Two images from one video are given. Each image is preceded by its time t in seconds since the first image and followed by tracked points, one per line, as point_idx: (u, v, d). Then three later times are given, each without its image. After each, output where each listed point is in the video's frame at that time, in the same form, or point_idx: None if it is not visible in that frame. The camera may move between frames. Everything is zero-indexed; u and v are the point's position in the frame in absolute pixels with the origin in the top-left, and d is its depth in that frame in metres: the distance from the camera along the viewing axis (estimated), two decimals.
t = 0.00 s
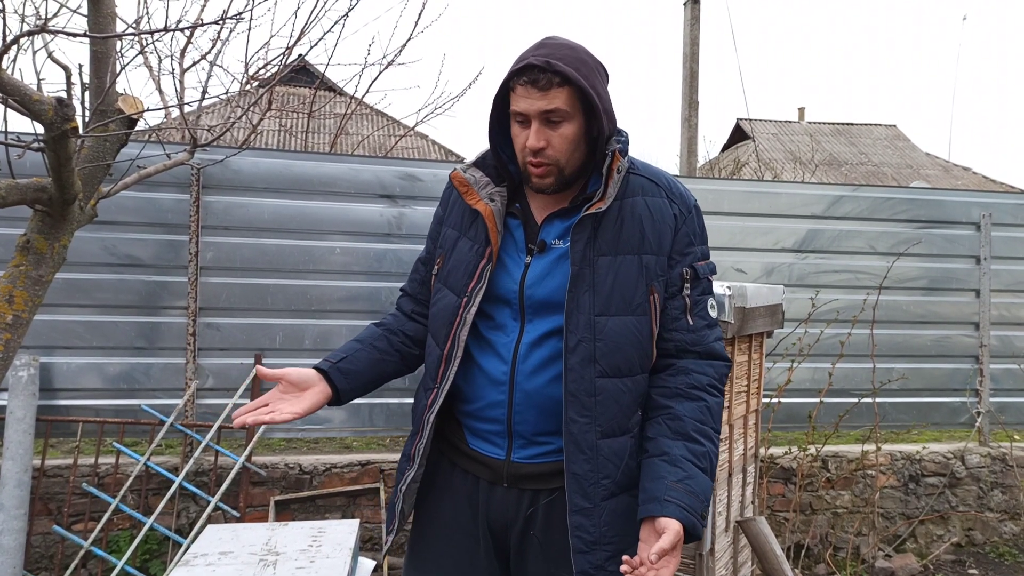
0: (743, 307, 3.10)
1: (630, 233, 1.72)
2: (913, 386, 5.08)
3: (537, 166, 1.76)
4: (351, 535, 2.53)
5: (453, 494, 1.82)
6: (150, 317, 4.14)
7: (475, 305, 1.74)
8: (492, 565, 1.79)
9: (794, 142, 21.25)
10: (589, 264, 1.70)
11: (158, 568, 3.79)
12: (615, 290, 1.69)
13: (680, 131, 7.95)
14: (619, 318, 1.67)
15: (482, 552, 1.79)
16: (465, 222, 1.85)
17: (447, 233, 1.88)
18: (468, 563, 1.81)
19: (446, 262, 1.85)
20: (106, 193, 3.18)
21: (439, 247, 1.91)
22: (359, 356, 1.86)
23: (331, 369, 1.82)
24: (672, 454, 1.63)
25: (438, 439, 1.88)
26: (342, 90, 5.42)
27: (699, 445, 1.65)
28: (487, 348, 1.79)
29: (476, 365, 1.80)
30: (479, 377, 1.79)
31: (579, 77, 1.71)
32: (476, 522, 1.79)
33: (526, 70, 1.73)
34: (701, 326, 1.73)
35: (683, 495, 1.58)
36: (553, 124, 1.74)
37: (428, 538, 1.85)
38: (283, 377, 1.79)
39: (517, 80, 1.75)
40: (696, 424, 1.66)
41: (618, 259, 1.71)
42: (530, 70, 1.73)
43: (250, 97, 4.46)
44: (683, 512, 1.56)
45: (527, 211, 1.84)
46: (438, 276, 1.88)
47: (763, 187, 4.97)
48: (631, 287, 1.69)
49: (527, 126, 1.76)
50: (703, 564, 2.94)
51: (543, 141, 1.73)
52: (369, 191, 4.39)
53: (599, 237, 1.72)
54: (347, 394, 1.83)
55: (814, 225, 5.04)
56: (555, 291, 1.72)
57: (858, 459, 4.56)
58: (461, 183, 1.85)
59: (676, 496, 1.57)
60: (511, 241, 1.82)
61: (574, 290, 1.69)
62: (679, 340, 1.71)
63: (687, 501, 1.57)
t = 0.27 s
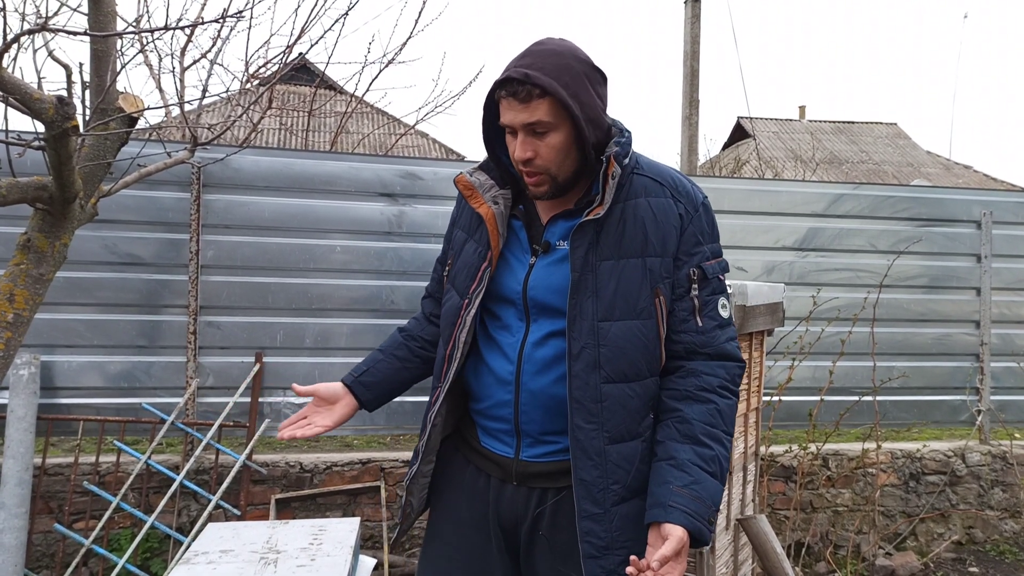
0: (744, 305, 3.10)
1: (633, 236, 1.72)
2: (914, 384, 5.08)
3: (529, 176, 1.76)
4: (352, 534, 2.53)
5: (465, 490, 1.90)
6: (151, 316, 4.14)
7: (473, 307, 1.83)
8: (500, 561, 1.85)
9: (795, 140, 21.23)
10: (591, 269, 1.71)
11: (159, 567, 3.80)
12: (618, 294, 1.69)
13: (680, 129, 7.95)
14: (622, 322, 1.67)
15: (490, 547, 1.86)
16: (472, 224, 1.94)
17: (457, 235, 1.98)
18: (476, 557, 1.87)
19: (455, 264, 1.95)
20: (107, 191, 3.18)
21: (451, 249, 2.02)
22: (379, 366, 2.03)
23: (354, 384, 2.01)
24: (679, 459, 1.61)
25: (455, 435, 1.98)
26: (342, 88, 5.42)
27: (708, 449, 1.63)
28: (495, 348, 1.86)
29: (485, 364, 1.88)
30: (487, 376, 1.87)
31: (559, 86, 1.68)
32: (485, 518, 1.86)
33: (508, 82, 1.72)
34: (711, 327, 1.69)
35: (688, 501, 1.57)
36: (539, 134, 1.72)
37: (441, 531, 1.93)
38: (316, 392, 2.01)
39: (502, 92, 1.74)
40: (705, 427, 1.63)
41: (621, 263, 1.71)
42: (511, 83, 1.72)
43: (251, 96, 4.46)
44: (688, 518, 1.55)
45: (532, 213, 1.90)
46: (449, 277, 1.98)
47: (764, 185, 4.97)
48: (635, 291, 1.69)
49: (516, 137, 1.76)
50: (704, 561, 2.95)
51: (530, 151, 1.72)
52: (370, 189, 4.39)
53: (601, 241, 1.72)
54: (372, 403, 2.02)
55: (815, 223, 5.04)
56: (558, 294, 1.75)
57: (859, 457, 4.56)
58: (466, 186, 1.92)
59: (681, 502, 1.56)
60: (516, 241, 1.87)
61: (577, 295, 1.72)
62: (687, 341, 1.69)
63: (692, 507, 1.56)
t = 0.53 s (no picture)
0: (747, 304, 3.10)
1: (627, 240, 1.72)
2: (917, 383, 5.07)
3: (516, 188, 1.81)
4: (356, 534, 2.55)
5: (478, 488, 1.96)
6: (155, 315, 4.15)
7: (476, 314, 1.89)
8: (514, 556, 1.92)
9: (798, 139, 21.20)
10: (586, 275, 1.73)
11: (163, 565, 3.81)
12: (614, 300, 1.70)
13: (683, 127, 7.94)
14: (618, 328, 1.69)
15: (504, 543, 1.93)
16: (480, 228, 1.98)
17: (467, 240, 2.04)
18: (490, 554, 1.94)
19: (464, 269, 2.01)
20: (110, 191, 3.19)
21: (461, 253, 2.07)
22: (409, 377, 2.15)
23: (388, 396, 2.13)
24: (676, 463, 1.61)
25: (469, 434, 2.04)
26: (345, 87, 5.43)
27: (708, 453, 1.61)
28: (501, 351, 1.91)
29: (493, 366, 1.92)
30: (495, 378, 1.91)
31: (525, 106, 1.67)
32: (497, 516, 1.92)
33: (481, 102, 1.74)
34: (713, 329, 1.67)
35: (682, 506, 1.56)
36: (516, 150, 1.74)
37: (457, 528, 2.01)
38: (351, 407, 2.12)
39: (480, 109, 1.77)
40: (705, 431, 1.62)
41: (617, 268, 1.72)
42: (484, 102, 1.74)
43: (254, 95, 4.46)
44: (680, 523, 1.54)
45: (535, 215, 1.93)
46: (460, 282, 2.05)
47: (767, 184, 4.96)
48: (630, 296, 1.69)
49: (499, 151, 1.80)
50: (708, 561, 2.95)
51: (510, 167, 1.76)
52: (373, 189, 4.39)
53: (596, 247, 1.73)
54: (405, 411, 2.15)
55: (818, 222, 5.03)
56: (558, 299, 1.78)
57: (862, 457, 4.55)
58: (469, 192, 1.94)
59: (674, 507, 1.56)
60: (520, 245, 1.91)
61: (574, 300, 1.74)
62: (689, 345, 1.68)
63: (686, 513, 1.55)
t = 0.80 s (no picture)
0: (748, 301, 3.11)
1: (623, 236, 1.73)
2: (918, 381, 5.08)
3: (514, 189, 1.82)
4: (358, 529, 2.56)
5: (482, 484, 1.98)
6: (157, 311, 4.16)
7: (479, 313, 1.90)
8: (519, 552, 1.93)
9: (799, 138, 21.20)
10: (583, 271, 1.73)
11: (166, 561, 3.82)
12: (610, 295, 1.71)
13: (685, 126, 7.95)
14: (615, 323, 1.70)
15: (509, 539, 1.94)
16: (482, 229, 2.00)
17: (469, 240, 2.05)
18: (495, 550, 1.95)
19: (466, 269, 2.02)
20: (113, 187, 3.20)
21: (463, 254, 2.09)
22: (415, 373, 2.16)
23: (398, 394, 2.14)
24: (666, 448, 1.62)
25: (474, 431, 2.06)
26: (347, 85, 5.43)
27: (700, 441, 1.60)
28: (504, 348, 1.92)
29: (496, 364, 1.93)
30: (498, 375, 1.92)
31: (517, 109, 1.69)
32: (501, 511, 1.94)
33: (476, 106, 1.76)
34: (712, 321, 1.67)
35: (661, 487, 1.56)
36: (511, 151, 1.75)
37: (463, 524, 2.02)
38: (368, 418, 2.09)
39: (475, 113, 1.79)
40: (700, 419, 1.61)
41: (614, 264, 1.73)
42: (478, 106, 1.75)
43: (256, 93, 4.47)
44: (656, 503, 1.54)
45: (536, 214, 1.94)
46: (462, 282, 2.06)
47: (768, 182, 4.97)
48: (628, 291, 1.71)
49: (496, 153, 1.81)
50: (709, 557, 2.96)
51: (506, 169, 1.77)
52: (375, 186, 4.40)
53: (592, 243, 1.74)
54: (413, 408, 2.16)
55: (820, 220, 5.04)
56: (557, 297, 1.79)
57: (862, 454, 4.56)
58: (471, 192, 1.95)
59: (654, 488, 1.56)
60: (521, 244, 1.92)
61: (572, 297, 1.75)
62: (688, 338, 1.68)
63: (663, 493, 1.55)
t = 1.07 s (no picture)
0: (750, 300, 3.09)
1: (625, 234, 1.71)
2: (921, 381, 5.06)
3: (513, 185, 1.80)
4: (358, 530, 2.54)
5: (482, 485, 1.95)
6: (157, 311, 4.15)
7: (482, 310, 1.88)
8: (518, 552, 1.91)
9: (801, 137, 21.17)
10: (585, 270, 1.72)
11: (165, 561, 3.81)
12: (613, 294, 1.69)
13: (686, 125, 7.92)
14: (617, 322, 1.68)
15: (509, 540, 1.92)
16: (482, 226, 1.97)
17: (468, 238, 2.03)
18: (495, 550, 1.93)
19: (466, 266, 1.99)
20: (112, 186, 3.18)
21: (462, 251, 2.06)
22: (415, 363, 2.14)
23: (399, 384, 2.10)
24: (666, 442, 1.59)
25: (473, 431, 2.04)
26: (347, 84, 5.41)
27: (701, 436, 1.58)
28: (504, 348, 1.90)
29: (495, 364, 1.92)
30: (498, 375, 1.90)
31: (516, 104, 1.67)
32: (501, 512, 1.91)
33: (474, 101, 1.74)
34: (715, 318, 1.65)
35: (661, 482, 1.54)
36: (510, 147, 1.74)
37: (461, 525, 2.00)
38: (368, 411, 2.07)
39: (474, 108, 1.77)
40: (701, 414, 1.59)
41: (616, 262, 1.71)
42: (477, 101, 1.74)
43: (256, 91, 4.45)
44: (655, 497, 1.53)
45: (536, 212, 1.93)
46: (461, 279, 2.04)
47: (770, 181, 4.95)
48: (630, 289, 1.69)
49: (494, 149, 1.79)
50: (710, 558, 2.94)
51: (505, 165, 1.75)
52: (375, 185, 4.38)
53: (594, 242, 1.72)
54: (416, 398, 2.13)
55: (822, 219, 5.02)
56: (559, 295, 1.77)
57: (865, 454, 4.54)
58: (471, 190, 1.92)
59: (653, 482, 1.54)
60: (521, 242, 1.90)
61: (574, 296, 1.73)
62: (691, 334, 1.66)
63: (662, 488, 1.54)
